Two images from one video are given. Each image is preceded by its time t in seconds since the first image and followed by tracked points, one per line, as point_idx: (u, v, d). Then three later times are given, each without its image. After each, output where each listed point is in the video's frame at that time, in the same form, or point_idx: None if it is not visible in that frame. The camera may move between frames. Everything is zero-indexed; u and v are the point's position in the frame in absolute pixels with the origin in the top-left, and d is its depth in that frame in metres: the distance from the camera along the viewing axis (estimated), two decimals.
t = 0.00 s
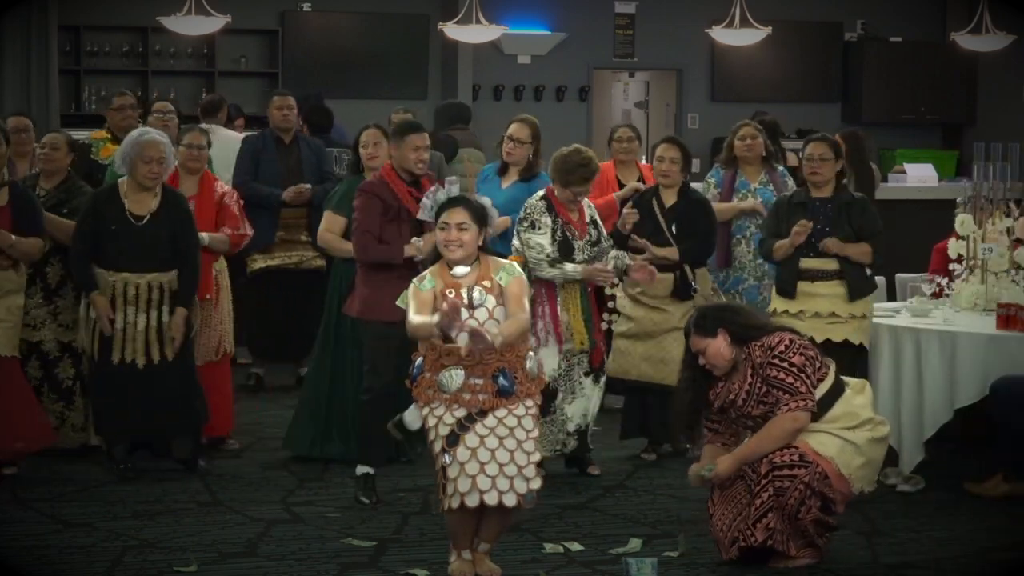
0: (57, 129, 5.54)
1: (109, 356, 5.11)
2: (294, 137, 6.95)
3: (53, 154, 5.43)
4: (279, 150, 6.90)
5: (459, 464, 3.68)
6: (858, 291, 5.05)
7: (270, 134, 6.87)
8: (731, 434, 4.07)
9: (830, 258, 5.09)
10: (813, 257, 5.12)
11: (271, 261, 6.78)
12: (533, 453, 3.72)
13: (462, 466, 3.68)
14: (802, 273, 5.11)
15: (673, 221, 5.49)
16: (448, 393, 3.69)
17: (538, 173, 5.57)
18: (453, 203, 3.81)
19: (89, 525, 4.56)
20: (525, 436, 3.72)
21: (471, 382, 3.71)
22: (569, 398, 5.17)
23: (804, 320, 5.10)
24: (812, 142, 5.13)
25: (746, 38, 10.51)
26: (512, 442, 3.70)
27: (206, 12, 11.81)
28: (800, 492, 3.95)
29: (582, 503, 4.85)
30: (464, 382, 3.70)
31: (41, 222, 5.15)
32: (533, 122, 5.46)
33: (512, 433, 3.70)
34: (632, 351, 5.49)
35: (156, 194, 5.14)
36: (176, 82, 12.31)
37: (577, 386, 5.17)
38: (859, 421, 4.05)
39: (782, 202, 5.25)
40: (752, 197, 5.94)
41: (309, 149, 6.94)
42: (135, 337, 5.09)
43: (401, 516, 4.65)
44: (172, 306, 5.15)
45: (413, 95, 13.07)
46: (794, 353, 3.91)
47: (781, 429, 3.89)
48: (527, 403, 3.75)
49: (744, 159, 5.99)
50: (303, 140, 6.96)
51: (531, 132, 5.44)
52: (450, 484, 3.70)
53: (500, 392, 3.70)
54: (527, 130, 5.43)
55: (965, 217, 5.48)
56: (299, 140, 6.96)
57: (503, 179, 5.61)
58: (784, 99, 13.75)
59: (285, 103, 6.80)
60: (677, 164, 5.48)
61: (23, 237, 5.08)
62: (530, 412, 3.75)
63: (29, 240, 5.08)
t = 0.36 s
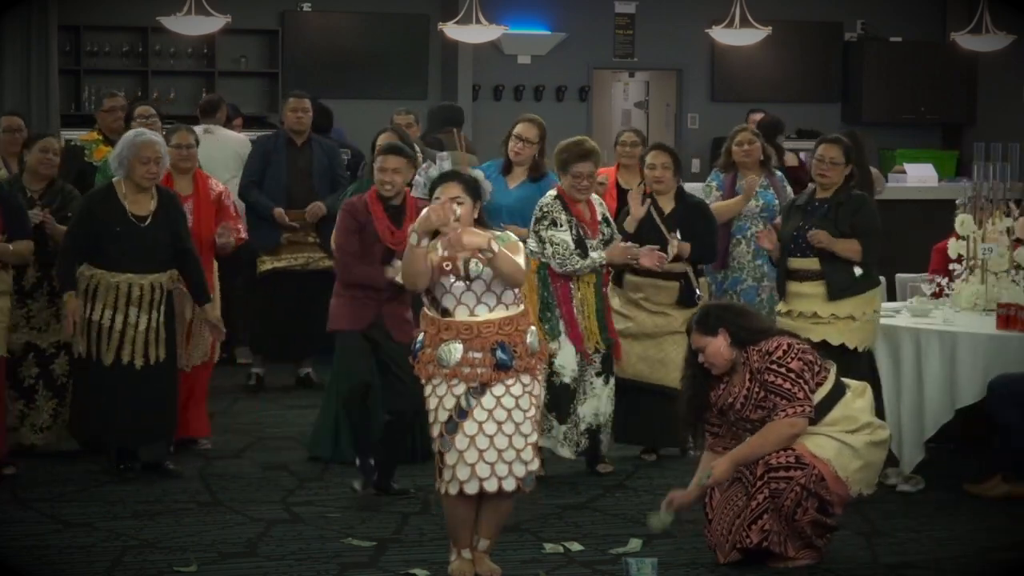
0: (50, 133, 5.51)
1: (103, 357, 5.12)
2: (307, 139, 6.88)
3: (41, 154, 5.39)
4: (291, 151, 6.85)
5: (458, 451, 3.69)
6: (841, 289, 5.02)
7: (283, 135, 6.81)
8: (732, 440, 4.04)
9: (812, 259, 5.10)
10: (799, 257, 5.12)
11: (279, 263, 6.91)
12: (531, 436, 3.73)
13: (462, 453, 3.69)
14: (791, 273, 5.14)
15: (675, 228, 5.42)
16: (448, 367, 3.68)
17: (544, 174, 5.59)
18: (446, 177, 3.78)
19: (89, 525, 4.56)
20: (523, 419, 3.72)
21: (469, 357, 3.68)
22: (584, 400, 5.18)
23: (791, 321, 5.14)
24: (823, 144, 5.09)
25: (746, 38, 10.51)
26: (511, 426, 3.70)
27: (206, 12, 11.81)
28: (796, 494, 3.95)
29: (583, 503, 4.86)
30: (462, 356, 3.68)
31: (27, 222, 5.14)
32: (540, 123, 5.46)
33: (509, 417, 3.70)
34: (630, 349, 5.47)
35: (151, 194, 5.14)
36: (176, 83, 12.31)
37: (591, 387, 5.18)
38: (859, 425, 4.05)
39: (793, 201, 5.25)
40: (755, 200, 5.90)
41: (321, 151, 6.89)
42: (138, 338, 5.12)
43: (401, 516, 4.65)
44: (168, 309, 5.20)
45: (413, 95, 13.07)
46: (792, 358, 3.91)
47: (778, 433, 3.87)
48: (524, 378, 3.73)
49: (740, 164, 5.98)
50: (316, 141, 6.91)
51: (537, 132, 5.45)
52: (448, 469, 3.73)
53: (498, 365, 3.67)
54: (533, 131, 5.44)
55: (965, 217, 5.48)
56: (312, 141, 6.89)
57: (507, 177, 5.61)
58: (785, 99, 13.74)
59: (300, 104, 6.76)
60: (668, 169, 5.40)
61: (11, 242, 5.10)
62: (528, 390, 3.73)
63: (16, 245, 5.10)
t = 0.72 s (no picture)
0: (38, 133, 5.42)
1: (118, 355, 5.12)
2: (310, 138, 6.76)
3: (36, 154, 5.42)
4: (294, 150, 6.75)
5: (456, 446, 3.69)
6: (819, 283, 5.04)
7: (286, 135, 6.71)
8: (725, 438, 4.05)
9: (795, 254, 5.13)
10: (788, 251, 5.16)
11: (278, 262, 6.87)
12: (529, 431, 3.74)
13: (459, 448, 3.69)
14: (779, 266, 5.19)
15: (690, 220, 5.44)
16: (448, 358, 3.68)
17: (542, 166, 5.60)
18: (450, 170, 3.77)
19: (89, 525, 4.56)
20: (522, 413, 3.73)
21: (471, 348, 3.69)
22: (592, 395, 5.18)
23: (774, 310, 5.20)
24: (826, 143, 5.10)
25: (746, 38, 10.51)
26: (510, 421, 3.71)
27: (206, 12, 11.81)
28: (795, 494, 3.94)
29: (582, 503, 4.85)
30: (464, 347, 3.68)
31: (20, 204, 5.17)
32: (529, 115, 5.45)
33: (509, 412, 3.70)
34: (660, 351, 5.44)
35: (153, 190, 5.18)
36: (176, 83, 12.32)
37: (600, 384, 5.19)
38: (857, 422, 4.05)
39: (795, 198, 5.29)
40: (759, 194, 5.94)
41: (325, 151, 6.77)
42: (158, 334, 5.17)
43: (401, 516, 4.65)
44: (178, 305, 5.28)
45: (413, 95, 13.07)
46: (790, 357, 3.90)
47: (776, 431, 3.86)
48: (523, 372, 3.74)
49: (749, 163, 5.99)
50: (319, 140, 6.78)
51: (529, 125, 5.45)
52: (445, 464, 3.72)
53: (499, 357, 3.69)
54: (526, 124, 5.43)
55: (965, 217, 5.48)
56: (314, 140, 6.77)
57: (504, 173, 5.58)
58: (784, 99, 13.74)
59: (303, 104, 6.61)
60: (678, 164, 5.45)
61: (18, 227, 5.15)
62: (526, 384, 3.74)
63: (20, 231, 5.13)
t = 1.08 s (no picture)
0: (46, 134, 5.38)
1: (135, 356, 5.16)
2: (306, 138, 6.68)
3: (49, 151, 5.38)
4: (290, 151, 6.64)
5: (456, 453, 3.68)
6: (817, 293, 5.03)
7: (283, 134, 6.59)
8: (715, 451, 3.95)
9: (792, 259, 5.07)
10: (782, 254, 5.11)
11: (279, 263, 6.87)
12: (529, 442, 3.72)
13: (460, 455, 3.67)
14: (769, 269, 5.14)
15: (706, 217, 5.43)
16: (448, 373, 3.70)
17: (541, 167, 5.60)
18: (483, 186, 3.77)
19: (89, 525, 4.56)
20: (523, 423, 3.72)
21: (472, 365, 3.71)
22: (582, 396, 5.18)
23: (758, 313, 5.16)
24: (814, 146, 5.05)
25: (746, 38, 10.51)
26: (510, 430, 3.70)
27: (206, 12, 11.82)
28: (802, 493, 3.95)
29: (583, 503, 4.85)
30: (465, 364, 3.71)
31: (42, 208, 5.33)
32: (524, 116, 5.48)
33: (508, 421, 3.70)
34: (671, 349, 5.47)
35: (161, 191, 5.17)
36: (176, 83, 12.32)
37: (589, 384, 5.19)
38: (861, 418, 4.06)
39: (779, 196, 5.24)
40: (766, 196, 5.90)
41: (322, 150, 6.70)
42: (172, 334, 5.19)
43: (401, 516, 4.65)
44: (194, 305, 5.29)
45: (413, 95, 13.07)
46: (787, 356, 3.91)
47: (786, 429, 3.88)
48: (524, 390, 3.74)
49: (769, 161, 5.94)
50: (315, 140, 6.70)
51: (526, 126, 5.47)
52: (447, 472, 3.71)
53: (500, 376, 3.69)
54: (522, 125, 5.45)
55: (965, 217, 5.48)
56: (311, 139, 6.70)
57: (503, 176, 5.58)
58: (785, 99, 13.73)
59: (299, 103, 6.57)
60: (700, 163, 5.42)
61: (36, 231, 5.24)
62: (529, 400, 3.75)
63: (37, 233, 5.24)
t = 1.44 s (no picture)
0: (57, 139, 5.45)
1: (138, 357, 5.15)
2: (306, 139, 6.68)
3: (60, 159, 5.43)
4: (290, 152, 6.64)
5: (456, 469, 3.67)
6: (832, 295, 5.00)
7: (283, 134, 6.60)
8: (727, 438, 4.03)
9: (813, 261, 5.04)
10: (795, 256, 5.07)
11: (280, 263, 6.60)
12: (530, 461, 3.71)
13: (459, 471, 3.67)
14: (779, 272, 5.08)
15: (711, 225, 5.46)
16: (448, 405, 3.71)
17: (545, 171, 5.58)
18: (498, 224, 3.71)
19: (89, 525, 4.56)
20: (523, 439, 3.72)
21: (472, 397, 3.72)
22: (581, 400, 5.19)
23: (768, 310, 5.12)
24: (801, 143, 5.10)
25: (746, 38, 10.51)
26: (509, 448, 3.70)
27: (206, 12, 11.81)
28: (795, 492, 3.94)
29: (583, 503, 4.85)
30: (465, 395, 3.71)
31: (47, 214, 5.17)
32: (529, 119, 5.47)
33: (509, 439, 3.70)
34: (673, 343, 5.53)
35: (162, 194, 5.16)
36: (176, 82, 12.32)
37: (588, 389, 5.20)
38: (858, 421, 4.05)
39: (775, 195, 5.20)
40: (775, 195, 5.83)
41: (321, 151, 6.70)
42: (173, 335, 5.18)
43: (401, 516, 4.65)
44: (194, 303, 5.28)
45: (413, 95, 13.07)
46: (793, 353, 3.91)
47: (783, 426, 3.87)
48: (523, 419, 3.77)
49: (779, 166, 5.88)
50: (314, 141, 6.71)
51: (531, 128, 5.47)
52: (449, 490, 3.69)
53: (499, 409, 3.72)
54: (527, 128, 5.45)
55: (965, 217, 5.48)
56: (311, 140, 6.70)
57: (506, 179, 5.60)
58: (784, 99, 13.73)
59: (300, 104, 6.59)
60: (713, 169, 5.45)
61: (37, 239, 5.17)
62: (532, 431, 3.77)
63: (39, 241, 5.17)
